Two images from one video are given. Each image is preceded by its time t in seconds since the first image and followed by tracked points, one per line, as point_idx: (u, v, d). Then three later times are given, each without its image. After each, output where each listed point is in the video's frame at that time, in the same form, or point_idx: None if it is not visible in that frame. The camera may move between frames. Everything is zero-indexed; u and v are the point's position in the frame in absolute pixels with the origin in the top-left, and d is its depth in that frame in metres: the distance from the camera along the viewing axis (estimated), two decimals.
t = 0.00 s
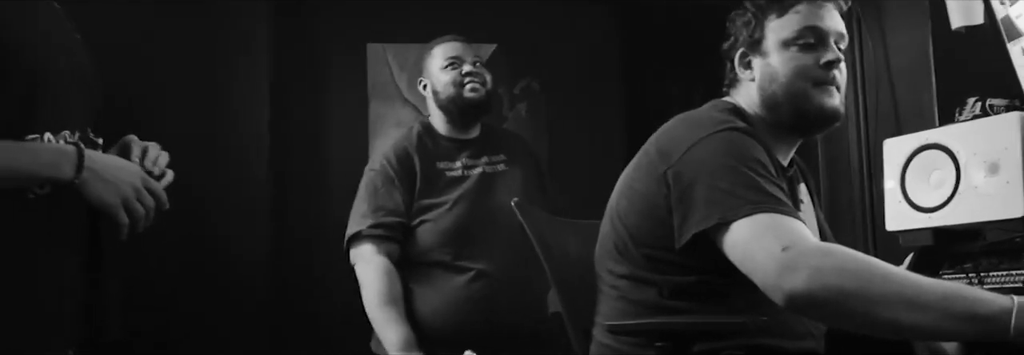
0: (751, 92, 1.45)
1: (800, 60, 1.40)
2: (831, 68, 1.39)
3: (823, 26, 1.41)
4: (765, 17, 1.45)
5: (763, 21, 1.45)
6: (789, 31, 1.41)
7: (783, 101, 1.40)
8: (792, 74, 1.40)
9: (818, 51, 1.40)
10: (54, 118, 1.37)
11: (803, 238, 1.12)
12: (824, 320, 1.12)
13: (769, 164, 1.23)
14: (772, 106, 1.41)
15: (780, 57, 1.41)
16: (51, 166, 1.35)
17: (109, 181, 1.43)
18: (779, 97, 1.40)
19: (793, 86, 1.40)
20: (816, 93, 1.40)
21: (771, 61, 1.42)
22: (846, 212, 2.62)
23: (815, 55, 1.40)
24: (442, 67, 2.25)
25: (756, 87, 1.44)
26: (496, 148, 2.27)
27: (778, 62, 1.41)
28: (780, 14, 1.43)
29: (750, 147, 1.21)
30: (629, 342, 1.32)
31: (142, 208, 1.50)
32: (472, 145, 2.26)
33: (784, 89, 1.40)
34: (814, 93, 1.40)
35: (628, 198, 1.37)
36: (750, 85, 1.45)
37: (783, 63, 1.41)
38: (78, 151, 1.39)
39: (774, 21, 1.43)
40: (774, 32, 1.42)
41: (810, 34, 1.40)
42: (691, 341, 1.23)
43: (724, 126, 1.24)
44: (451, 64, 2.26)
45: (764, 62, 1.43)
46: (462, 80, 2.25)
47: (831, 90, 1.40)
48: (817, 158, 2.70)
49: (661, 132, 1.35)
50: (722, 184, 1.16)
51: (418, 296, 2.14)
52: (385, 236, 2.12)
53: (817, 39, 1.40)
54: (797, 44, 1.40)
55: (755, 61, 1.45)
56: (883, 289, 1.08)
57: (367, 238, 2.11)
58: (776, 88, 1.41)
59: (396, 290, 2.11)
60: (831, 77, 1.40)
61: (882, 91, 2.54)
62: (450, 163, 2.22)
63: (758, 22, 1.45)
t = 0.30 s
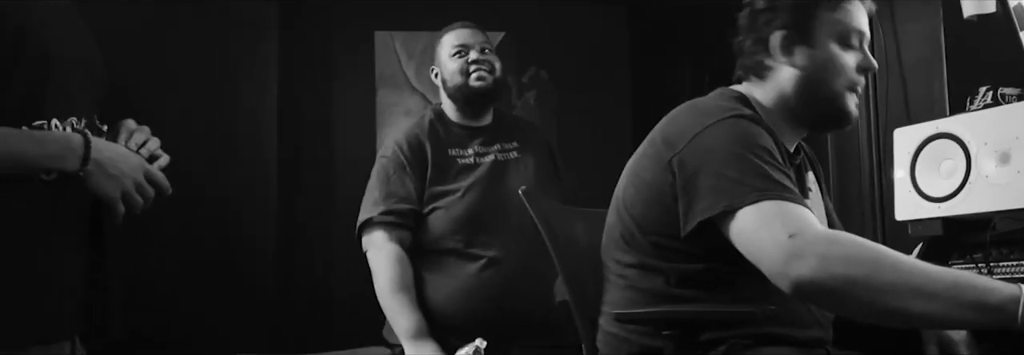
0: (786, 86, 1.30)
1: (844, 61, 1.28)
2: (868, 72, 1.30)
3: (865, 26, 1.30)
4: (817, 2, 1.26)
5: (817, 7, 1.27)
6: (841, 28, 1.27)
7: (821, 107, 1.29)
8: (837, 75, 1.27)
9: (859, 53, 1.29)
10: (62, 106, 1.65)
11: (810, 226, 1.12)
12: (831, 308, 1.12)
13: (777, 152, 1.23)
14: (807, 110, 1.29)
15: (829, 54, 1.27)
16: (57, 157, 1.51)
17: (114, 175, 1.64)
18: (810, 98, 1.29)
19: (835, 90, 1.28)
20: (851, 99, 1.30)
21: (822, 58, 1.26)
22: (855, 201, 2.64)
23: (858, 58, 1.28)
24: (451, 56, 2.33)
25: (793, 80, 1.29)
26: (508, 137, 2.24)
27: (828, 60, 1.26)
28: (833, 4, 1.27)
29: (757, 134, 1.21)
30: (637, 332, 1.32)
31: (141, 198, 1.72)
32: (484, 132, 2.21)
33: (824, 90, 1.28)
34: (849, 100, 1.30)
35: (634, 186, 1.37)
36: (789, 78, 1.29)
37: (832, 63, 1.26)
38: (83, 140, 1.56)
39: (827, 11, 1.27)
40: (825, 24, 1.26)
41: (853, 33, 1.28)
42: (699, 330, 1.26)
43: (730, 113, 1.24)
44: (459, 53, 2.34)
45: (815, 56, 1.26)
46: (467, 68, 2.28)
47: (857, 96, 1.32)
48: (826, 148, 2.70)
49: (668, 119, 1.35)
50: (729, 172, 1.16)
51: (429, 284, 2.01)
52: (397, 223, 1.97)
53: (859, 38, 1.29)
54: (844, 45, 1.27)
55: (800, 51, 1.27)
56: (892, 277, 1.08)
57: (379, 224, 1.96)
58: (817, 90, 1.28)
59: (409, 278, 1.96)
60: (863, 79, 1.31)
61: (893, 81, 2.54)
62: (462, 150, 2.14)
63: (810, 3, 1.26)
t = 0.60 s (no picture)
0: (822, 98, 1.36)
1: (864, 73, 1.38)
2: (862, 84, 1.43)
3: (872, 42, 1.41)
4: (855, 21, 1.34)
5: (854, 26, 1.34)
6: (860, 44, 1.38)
7: (837, 117, 1.39)
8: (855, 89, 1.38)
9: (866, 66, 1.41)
10: (60, 102, 1.48)
11: (807, 226, 1.12)
12: (826, 309, 1.12)
13: (775, 151, 1.23)
14: (827, 118, 1.39)
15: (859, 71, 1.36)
16: (57, 158, 1.41)
17: (106, 171, 1.50)
18: (841, 107, 1.38)
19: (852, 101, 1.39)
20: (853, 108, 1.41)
21: (852, 72, 1.35)
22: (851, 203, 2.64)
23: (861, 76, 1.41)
24: (444, 54, 2.29)
25: (831, 96, 1.36)
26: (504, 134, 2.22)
27: (854, 75, 1.36)
28: (864, 26, 1.36)
29: (756, 134, 1.21)
30: (633, 331, 1.32)
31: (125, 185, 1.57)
32: (479, 130, 2.18)
33: (847, 102, 1.38)
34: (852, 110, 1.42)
35: (632, 185, 1.37)
36: (823, 89, 1.35)
37: (856, 77, 1.37)
38: (83, 140, 1.45)
39: (860, 29, 1.35)
40: (860, 45, 1.36)
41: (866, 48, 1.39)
42: (694, 331, 1.26)
43: (729, 112, 1.24)
44: (453, 51, 2.30)
45: (848, 71, 1.35)
46: (460, 66, 2.24)
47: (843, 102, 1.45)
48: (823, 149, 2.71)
49: (666, 119, 1.35)
50: (728, 171, 1.16)
51: (422, 282, 2.00)
52: (390, 220, 1.96)
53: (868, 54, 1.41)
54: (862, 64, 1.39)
55: (839, 65, 1.34)
56: (886, 280, 1.08)
57: (373, 221, 1.95)
58: (844, 102, 1.37)
59: (401, 276, 1.93)
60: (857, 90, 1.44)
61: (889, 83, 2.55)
62: (457, 148, 2.12)
63: (851, 16, 1.32)
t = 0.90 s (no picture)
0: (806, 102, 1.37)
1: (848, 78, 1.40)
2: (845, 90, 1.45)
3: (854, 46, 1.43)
4: (837, 26, 1.35)
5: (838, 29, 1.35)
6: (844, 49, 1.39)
7: (821, 122, 1.40)
8: (839, 93, 1.39)
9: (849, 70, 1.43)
10: (39, 96, 1.38)
11: (788, 230, 1.12)
12: (806, 313, 1.12)
13: (759, 155, 1.23)
14: (811, 122, 1.39)
15: (842, 74, 1.37)
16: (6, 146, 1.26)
17: (52, 159, 1.29)
18: (824, 113, 1.39)
19: (836, 105, 1.40)
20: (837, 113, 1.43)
21: (837, 76, 1.37)
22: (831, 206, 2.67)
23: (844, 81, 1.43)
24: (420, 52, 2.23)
25: (816, 100, 1.37)
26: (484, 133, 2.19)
27: (839, 79, 1.37)
28: (847, 30, 1.38)
29: (740, 137, 1.21)
30: (613, 331, 1.32)
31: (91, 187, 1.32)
32: (458, 128, 2.15)
33: (831, 107, 1.39)
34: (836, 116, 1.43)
35: (616, 185, 1.37)
36: (807, 92, 1.36)
37: (840, 82, 1.38)
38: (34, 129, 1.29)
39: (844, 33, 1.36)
40: (843, 48, 1.37)
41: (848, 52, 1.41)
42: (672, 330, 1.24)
43: (712, 115, 1.24)
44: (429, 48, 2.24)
45: (833, 75, 1.36)
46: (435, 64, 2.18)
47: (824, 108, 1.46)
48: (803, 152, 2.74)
49: (651, 120, 1.35)
50: (711, 174, 1.16)
51: (399, 280, 1.98)
52: (366, 217, 1.92)
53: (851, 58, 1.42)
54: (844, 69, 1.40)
55: (822, 68, 1.35)
56: (865, 284, 1.09)
57: (349, 218, 1.91)
58: (828, 106, 1.38)
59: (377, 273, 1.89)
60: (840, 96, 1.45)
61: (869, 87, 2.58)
62: (436, 145, 2.09)
63: (835, 20, 1.34)
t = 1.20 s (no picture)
0: (763, 98, 1.37)
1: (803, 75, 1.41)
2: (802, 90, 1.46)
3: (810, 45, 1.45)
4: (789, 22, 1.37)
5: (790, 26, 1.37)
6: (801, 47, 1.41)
7: (779, 119, 1.40)
8: (795, 90, 1.40)
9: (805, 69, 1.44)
10: None
11: (746, 226, 1.13)
12: (763, 309, 1.13)
13: (718, 152, 1.23)
14: (770, 119, 1.39)
15: (797, 71, 1.38)
16: None
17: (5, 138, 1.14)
18: (781, 110, 1.39)
19: (792, 102, 1.40)
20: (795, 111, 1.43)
21: (791, 73, 1.38)
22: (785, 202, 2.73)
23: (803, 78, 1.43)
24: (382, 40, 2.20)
25: (773, 96, 1.37)
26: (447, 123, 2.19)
27: (793, 76, 1.38)
28: (803, 27, 1.39)
29: (700, 133, 1.21)
30: (571, 325, 1.32)
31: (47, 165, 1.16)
32: (416, 120, 2.11)
33: (787, 103, 1.39)
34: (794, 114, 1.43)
35: (576, 180, 1.36)
36: (761, 88, 1.36)
37: (795, 79, 1.39)
38: None
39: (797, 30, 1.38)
40: (798, 45, 1.38)
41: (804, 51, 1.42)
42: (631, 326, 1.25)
43: (673, 111, 1.25)
44: (389, 37, 2.20)
45: (787, 71, 1.37)
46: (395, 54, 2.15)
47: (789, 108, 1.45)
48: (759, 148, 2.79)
49: (612, 115, 1.35)
50: (671, 169, 1.17)
51: (354, 272, 1.93)
52: (322, 207, 1.86)
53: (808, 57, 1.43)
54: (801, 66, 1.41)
55: (776, 64, 1.36)
56: (821, 280, 1.10)
57: (305, 207, 1.86)
58: (784, 102, 1.38)
59: (332, 264, 1.85)
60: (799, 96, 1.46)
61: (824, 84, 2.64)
62: (394, 137, 2.06)
63: (790, 19, 1.37)
